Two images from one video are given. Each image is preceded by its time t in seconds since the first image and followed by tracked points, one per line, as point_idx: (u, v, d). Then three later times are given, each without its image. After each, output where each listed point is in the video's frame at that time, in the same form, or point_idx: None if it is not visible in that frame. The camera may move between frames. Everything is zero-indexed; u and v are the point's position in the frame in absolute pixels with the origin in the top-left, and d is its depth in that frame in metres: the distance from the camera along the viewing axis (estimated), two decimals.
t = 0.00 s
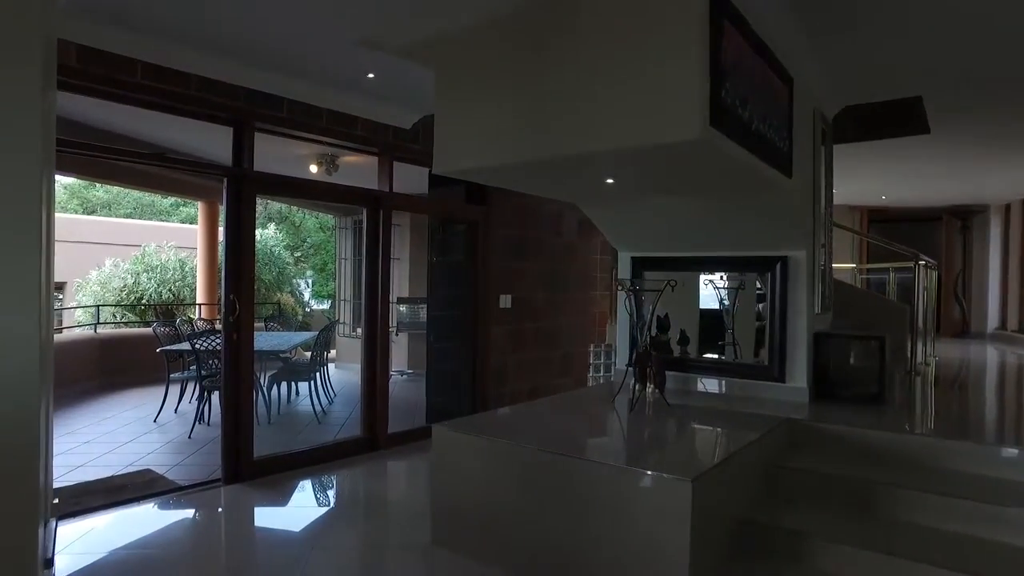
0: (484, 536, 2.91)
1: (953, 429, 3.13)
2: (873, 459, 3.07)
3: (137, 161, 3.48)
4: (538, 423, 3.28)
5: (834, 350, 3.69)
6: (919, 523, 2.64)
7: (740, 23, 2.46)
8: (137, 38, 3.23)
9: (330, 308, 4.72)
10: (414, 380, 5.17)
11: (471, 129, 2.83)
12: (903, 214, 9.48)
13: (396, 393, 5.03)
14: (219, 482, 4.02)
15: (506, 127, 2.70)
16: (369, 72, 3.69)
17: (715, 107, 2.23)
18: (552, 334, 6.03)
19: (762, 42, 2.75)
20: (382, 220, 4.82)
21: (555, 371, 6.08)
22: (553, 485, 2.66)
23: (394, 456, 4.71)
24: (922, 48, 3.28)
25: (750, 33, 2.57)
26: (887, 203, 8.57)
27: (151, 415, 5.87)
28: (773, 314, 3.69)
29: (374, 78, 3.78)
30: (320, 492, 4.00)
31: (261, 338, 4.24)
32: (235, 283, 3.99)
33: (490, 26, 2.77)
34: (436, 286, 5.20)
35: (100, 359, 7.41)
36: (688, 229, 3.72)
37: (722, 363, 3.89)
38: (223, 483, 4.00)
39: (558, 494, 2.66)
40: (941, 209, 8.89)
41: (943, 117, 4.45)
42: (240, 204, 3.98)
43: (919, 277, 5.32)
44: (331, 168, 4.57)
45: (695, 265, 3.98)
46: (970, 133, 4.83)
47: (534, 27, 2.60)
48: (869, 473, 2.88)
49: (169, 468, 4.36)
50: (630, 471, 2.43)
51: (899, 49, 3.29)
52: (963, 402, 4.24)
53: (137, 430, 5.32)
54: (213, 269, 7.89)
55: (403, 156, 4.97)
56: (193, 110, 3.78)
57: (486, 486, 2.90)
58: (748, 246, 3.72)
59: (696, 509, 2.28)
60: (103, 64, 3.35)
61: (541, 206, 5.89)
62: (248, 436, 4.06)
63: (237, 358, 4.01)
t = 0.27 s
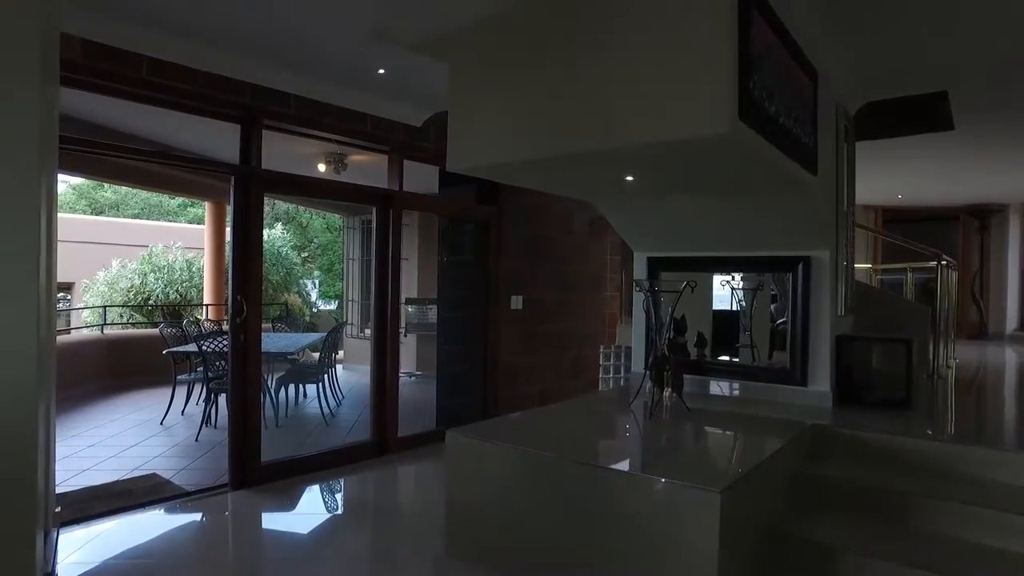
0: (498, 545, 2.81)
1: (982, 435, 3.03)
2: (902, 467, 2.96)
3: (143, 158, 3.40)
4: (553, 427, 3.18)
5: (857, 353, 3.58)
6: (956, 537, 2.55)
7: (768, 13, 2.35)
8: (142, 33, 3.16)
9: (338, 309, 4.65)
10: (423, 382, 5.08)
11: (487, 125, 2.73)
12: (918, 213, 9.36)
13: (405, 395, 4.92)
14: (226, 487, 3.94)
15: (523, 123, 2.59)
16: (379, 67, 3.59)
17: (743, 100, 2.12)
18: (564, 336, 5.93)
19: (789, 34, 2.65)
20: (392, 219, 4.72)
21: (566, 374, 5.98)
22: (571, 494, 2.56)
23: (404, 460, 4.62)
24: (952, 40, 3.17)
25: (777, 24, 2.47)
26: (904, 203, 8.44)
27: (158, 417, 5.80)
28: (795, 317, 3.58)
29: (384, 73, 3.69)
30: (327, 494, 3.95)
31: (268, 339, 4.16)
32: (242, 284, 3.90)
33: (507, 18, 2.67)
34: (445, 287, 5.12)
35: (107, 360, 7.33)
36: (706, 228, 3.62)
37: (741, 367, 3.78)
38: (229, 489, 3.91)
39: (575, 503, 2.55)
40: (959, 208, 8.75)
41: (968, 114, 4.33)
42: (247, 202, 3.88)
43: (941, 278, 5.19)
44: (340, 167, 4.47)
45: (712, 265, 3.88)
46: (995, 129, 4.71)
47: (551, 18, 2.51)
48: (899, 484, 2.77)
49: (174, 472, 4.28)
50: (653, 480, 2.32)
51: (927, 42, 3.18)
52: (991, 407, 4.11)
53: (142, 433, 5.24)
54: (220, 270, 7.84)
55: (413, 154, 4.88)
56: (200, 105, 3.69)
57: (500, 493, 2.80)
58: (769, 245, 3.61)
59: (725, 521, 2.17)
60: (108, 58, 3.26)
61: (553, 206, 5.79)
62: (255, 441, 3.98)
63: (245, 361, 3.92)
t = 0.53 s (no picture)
0: (510, 558, 2.72)
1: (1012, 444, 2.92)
2: (930, 477, 2.84)
3: (145, 156, 3.31)
4: (568, 433, 3.08)
5: (879, 357, 3.46)
6: (990, 549, 2.44)
7: (797, 5, 2.25)
8: (146, 29, 3.08)
9: (343, 309, 4.56)
10: (430, 384, 4.96)
11: (504, 122, 2.64)
12: (931, 212, 9.25)
13: (412, 398, 4.82)
14: (231, 494, 3.85)
15: (541, 118, 2.50)
16: (388, 63, 3.50)
17: (772, 95, 2.03)
18: (574, 338, 5.83)
19: (817, 27, 2.55)
20: (399, 219, 4.64)
21: (576, 377, 5.88)
22: (586, 508, 2.46)
23: (412, 466, 4.52)
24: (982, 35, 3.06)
25: (805, 17, 2.37)
26: (918, 202, 8.33)
27: (162, 420, 5.73)
28: (815, 320, 3.47)
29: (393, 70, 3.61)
30: (334, 500, 3.89)
31: (274, 341, 4.08)
32: (248, 286, 3.81)
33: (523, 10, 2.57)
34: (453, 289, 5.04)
35: (112, 362, 7.26)
36: (724, 229, 3.52)
37: (759, 372, 3.67)
38: (235, 497, 3.82)
39: (592, 516, 2.45)
40: (974, 207, 8.64)
41: (992, 111, 4.22)
42: (252, 202, 3.81)
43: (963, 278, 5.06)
44: (347, 167, 4.38)
45: (729, 266, 3.77)
46: (1017, 127, 4.61)
47: (570, 10, 2.41)
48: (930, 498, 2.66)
49: (179, 478, 4.20)
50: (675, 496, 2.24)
51: (956, 36, 3.07)
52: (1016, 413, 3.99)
53: (146, 437, 5.15)
54: (225, 271, 7.77)
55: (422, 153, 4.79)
56: (205, 104, 3.59)
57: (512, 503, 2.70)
58: (789, 246, 3.51)
59: (752, 537, 2.06)
60: (111, 53, 3.17)
61: (563, 206, 5.70)
62: (260, 446, 3.89)
63: (251, 364, 3.83)
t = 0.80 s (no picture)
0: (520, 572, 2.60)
1: None
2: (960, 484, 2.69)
3: (143, 151, 3.24)
4: (581, 434, 2.98)
5: (907, 361, 3.32)
6: None
7: None
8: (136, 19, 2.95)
9: (349, 309, 4.46)
10: (438, 385, 4.85)
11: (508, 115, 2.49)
12: (945, 210, 9.13)
13: (420, 400, 4.72)
14: (235, 499, 3.76)
15: (548, 113, 2.36)
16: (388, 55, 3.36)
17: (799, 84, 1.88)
18: (583, 339, 5.73)
19: (842, 13, 2.40)
20: (409, 219, 4.55)
21: (586, 378, 5.78)
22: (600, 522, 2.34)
23: (419, 470, 4.42)
24: (1013, 23, 2.91)
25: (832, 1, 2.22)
26: (933, 199, 8.19)
27: (165, 422, 5.64)
28: (838, 322, 3.36)
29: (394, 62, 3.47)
30: (339, 504, 3.80)
31: (279, 342, 3.99)
32: (251, 286, 3.72)
33: None
34: (461, 289, 4.96)
35: (116, 363, 7.17)
36: (741, 226, 3.40)
37: (780, 374, 3.54)
38: (239, 502, 3.73)
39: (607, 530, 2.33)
40: (989, 205, 8.51)
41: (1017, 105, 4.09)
42: (258, 200, 3.72)
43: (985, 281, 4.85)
44: (353, 165, 4.31)
45: (746, 264, 3.66)
46: None
47: None
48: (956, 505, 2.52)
49: (183, 482, 4.10)
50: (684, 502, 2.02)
51: (985, 24, 2.92)
52: None
53: (149, 440, 5.06)
54: (231, 271, 7.71)
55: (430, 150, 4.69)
56: (208, 96, 3.49)
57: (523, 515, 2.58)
58: (809, 245, 3.39)
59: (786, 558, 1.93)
60: (111, 43, 3.06)
61: (572, 204, 5.59)
62: (266, 450, 3.80)
63: (255, 366, 3.74)
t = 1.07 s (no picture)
0: None
1: None
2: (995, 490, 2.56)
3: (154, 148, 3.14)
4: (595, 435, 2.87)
5: (931, 364, 3.22)
6: None
7: None
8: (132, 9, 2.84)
9: (354, 309, 4.41)
10: (444, 386, 4.77)
11: (521, 104, 2.36)
12: (957, 209, 9.03)
13: (428, 402, 4.62)
14: (240, 504, 3.67)
15: (561, 105, 2.24)
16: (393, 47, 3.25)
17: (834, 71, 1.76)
18: (593, 340, 5.63)
19: None
20: (415, 215, 4.43)
21: (596, 380, 5.68)
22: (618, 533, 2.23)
23: (427, 474, 4.32)
24: None
25: None
26: (946, 198, 8.08)
27: (168, 423, 5.57)
28: (858, 324, 3.24)
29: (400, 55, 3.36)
30: (345, 507, 3.73)
31: (284, 342, 3.90)
32: (256, 285, 3.63)
33: None
34: (471, 286, 4.89)
35: (119, 363, 7.07)
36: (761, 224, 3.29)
37: (796, 376, 3.44)
38: (245, 506, 3.65)
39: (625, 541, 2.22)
40: (1004, 204, 8.39)
41: None
42: (262, 197, 3.63)
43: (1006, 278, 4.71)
44: (358, 162, 4.27)
45: (753, 265, 3.58)
46: None
47: None
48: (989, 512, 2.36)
49: (184, 487, 4.00)
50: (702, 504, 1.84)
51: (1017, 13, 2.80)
52: None
53: (152, 442, 4.98)
54: (235, 270, 7.63)
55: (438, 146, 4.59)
56: (215, 91, 3.41)
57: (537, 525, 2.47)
58: (830, 243, 3.28)
59: None
60: (115, 37, 2.98)
61: (582, 203, 5.49)
62: (272, 453, 3.72)
63: (260, 368, 3.66)
